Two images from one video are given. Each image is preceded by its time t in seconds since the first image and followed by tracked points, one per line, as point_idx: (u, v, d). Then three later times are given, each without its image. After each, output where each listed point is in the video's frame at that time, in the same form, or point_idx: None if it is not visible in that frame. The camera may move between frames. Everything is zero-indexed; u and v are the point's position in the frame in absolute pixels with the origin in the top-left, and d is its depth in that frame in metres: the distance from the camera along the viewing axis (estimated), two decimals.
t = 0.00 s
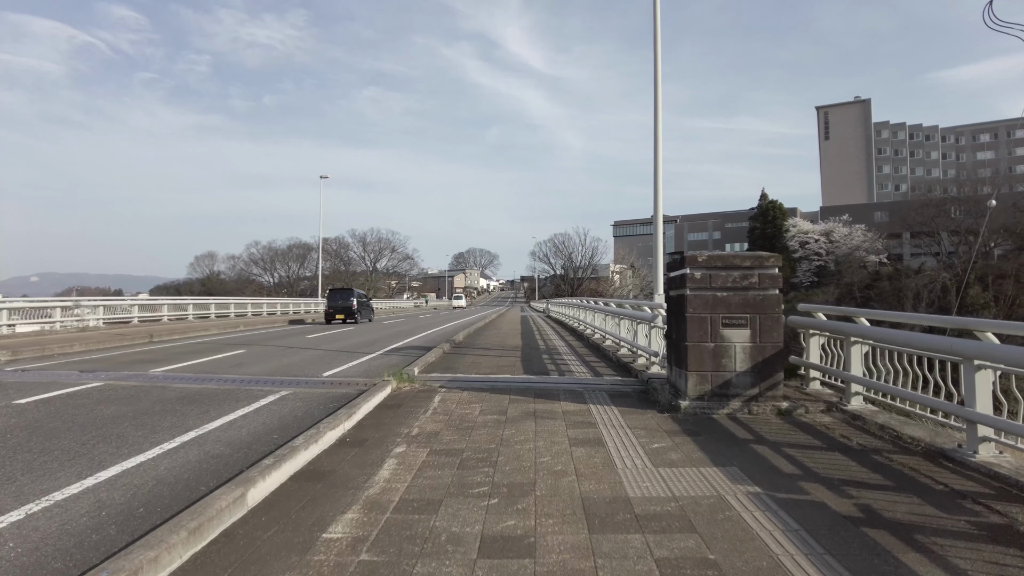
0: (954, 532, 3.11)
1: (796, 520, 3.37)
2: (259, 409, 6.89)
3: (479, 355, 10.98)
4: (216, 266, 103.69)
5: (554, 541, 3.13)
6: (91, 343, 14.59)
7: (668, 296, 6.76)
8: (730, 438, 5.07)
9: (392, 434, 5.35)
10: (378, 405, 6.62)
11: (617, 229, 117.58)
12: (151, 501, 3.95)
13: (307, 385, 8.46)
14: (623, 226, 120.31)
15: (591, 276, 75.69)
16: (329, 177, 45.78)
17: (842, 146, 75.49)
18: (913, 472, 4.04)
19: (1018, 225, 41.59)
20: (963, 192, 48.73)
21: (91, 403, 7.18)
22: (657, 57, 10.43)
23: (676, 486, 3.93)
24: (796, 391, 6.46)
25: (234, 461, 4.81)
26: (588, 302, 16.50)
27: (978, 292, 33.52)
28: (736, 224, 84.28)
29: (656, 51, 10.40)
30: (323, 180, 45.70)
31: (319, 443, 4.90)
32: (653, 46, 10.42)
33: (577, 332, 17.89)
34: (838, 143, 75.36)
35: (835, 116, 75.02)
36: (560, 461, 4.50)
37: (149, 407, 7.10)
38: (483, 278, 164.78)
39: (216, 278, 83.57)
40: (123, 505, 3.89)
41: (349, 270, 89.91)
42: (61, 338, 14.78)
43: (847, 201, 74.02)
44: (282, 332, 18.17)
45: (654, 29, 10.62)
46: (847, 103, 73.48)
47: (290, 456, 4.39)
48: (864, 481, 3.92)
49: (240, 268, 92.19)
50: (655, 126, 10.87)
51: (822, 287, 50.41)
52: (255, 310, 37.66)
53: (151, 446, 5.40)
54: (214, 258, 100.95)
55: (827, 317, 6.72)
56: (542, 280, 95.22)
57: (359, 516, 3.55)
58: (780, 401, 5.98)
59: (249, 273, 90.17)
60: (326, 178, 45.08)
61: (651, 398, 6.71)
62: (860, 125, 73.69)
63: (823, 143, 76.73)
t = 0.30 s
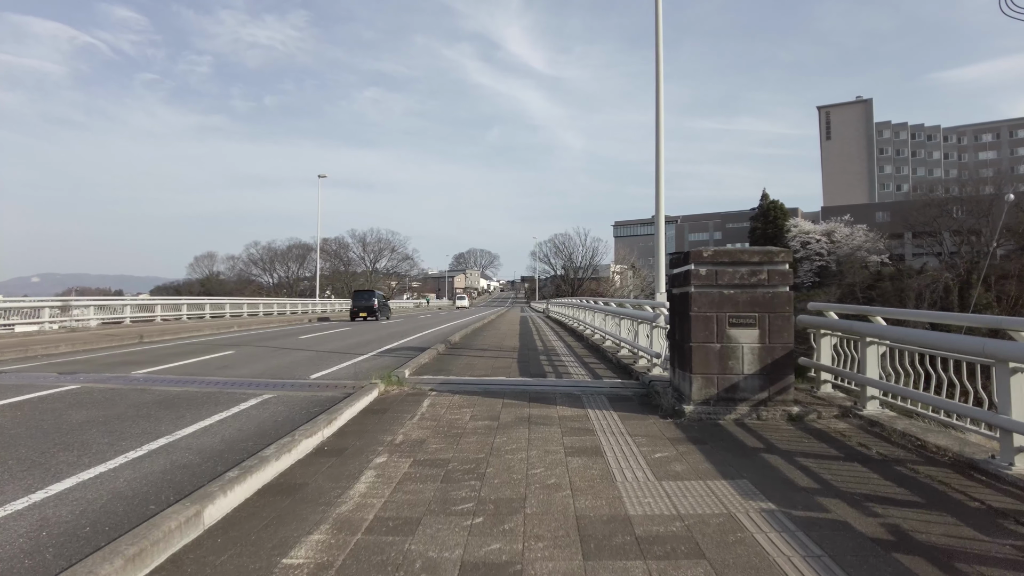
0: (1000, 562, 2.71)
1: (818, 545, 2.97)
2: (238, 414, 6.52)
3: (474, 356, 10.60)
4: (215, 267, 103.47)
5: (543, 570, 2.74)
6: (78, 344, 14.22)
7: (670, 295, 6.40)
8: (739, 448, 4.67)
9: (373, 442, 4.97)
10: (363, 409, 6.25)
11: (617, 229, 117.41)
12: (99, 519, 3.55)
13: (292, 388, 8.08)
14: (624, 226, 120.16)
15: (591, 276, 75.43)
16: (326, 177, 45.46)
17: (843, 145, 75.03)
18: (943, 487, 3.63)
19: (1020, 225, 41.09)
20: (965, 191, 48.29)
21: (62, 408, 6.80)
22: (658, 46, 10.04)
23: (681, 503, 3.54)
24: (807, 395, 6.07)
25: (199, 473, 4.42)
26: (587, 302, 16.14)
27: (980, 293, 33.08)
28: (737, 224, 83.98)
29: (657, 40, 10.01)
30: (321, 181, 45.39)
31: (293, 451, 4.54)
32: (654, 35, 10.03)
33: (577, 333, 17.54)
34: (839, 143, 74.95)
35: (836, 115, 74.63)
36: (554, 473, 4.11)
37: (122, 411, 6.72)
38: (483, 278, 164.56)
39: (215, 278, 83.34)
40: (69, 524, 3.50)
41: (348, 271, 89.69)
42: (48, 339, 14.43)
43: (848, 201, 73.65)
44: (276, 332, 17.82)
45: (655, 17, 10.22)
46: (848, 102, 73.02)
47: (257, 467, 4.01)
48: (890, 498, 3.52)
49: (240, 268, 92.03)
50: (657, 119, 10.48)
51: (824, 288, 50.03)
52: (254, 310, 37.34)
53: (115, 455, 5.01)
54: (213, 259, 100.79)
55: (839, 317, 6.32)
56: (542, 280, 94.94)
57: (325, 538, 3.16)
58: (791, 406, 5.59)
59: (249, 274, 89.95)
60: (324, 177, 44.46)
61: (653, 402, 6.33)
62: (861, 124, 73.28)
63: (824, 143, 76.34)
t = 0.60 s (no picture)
0: None
1: None
2: (215, 426, 6.10)
3: (470, 361, 10.17)
4: (216, 267, 103.16)
5: None
6: (63, 347, 13.80)
7: (677, 298, 5.99)
8: (754, 468, 4.26)
9: (354, 462, 4.56)
10: (348, 422, 5.84)
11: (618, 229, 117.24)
12: (35, 556, 3.12)
13: (277, 397, 7.66)
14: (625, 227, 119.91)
15: (592, 277, 75.05)
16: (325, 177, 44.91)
17: (846, 145, 74.51)
18: (989, 519, 3.20)
19: None
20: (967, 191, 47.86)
21: (28, 419, 6.37)
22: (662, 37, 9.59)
23: (694, 539, 3.12)
24: (824, 407, 5.66)
25: (160, 496, 4.00)
26: (588, 304, 15.76)
27: (983, 293, 32.63)
28: (739, 224, 83.64)
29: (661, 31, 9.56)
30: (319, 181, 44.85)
31: (264, 473, 4.13)
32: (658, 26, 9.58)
33: (578, 335, 17.10)
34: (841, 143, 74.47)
35: (838, 115, 74.09)
36: (549, 500, 3.69)
37: (91, 422, 6.29)
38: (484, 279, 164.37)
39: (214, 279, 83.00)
40: None
41: (348, 271, 89.36)
42: (33, 343, 14.00)
43: (851, 200, 73.22)
44: (269, 335, 17.40)
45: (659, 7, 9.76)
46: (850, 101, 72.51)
47: (221, 493, 3.59)
48: (932, 532, 3.09)
49: (240, 268, 91.77)
50: (661, 115, 10.06)
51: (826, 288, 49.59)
52: (252, 311, 36.92)
53: (73, 473, 4.59)
54: (214, 260, 100.53)
55: (857, 322, 5.92)
56: (543, 281, 94.62)
57: None
58: (807, 419, 5.18)
59: (249, 274, 89.62)
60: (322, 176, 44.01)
61: (659, 413, 5.92)
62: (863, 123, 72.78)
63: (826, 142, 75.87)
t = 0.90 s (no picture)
0: None
1: None
2: (193, 434, 5.71)
3: (469, 363, 9.70)
4: (218, 266, 103.01)
5: None
6: (52, 347, 13.42)
7: (688, 298, 5.58)
8: (776, 485, 3.83)
9: (334, 477, 4.15)
10: (333, 430, 5.43)
11: (622, 228, 116.71)
12: None
13: (262, 402, 7.23)
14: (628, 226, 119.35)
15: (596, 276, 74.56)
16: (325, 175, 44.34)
17: (852, 143, 73.71)
18: None
19: None
20: (974, 188, 47.18)
21: None
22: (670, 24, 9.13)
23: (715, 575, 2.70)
24: (847, 414, 5.23)
25: (117, 516, 3.60)
26: (592, 303, 15.33)
27: (992, 292, 31.99)
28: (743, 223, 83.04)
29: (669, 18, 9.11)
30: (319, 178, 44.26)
31: (234, 491, 3.73)
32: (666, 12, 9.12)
33: (582, 336, 16.57)
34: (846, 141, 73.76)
35: (843, 113, 73.32)
36: (550, 525, 3.27)
37: (62, 429, 5.91)
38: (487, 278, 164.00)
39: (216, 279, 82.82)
40: None
41: (351, 271, 89.08)
42: (22, 343, 13.64)
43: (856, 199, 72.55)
44: (264, 335, 17.02)
45: None
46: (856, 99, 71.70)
47: (179, 516, 3.19)
48: (992, 569, 2.66)
49: (243, 267, 91.61)
50: (668, 107, 9.58)
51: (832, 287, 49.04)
52: (252, 311, 36.54)
53: (28, 488, 4.20)
54: (216, 259, 100.41)
55: (882, 322, 5.48)
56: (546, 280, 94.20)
57: None
58: (831, 428, 4.74)
59: (251, 274, 89.45)
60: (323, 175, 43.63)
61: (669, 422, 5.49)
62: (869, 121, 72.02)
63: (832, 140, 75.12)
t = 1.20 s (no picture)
0: None
1: None
2: (165, 442, 5.34)
3: (464, 366, 9.33)
4: (218, 266, 102.75)
5: None
6: (38, 348, 13.05)
7: (694, 299, 5.21)
8: (794, 505, 3.45)
9: (307, 494, 3.78)
10: (314, 440, 5.06)
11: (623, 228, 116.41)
12: None
13: (244, 408, 6.86)
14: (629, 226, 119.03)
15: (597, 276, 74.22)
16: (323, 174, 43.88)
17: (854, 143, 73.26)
18: None
19: None
20: (976, 188, 46.79)
21: None
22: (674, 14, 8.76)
23: None
24: (867, 423, 4.83)
25: (61, 540, 3.23)
26: (592, 304, 14.96)
27: (994, 292, 31.56)
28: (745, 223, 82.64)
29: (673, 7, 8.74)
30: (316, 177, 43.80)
31: (195, 511, 3.36)
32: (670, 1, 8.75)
33: (582, 337, 16.19)
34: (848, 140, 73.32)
35: (845, 112, 72.85)
36: (543, 555, 2.88)
37: (27, 437, 5.55)
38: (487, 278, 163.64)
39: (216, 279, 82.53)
40: None
41: (351, 271, 88.79)
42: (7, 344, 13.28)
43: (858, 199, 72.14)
44: (258, 336, 16.67)
45: None
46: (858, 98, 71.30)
47: (121, 545, 2.81)
48: None
49: (243, 267, 91.35)
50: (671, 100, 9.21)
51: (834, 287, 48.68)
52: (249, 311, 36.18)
53: None
54: (216, 259, 100.16)
55: (902, 324, 5.10)
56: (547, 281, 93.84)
57: None
58: (851, 440, 4.36)
59: (251, 274, 89.17)
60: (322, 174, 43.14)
61: (673, 432, 5.12)
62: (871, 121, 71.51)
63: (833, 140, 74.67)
